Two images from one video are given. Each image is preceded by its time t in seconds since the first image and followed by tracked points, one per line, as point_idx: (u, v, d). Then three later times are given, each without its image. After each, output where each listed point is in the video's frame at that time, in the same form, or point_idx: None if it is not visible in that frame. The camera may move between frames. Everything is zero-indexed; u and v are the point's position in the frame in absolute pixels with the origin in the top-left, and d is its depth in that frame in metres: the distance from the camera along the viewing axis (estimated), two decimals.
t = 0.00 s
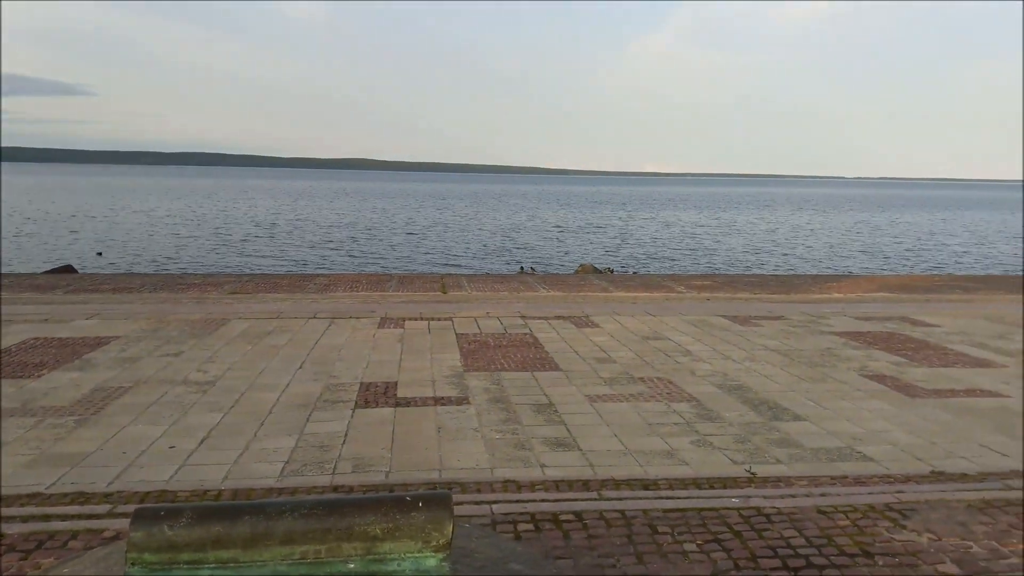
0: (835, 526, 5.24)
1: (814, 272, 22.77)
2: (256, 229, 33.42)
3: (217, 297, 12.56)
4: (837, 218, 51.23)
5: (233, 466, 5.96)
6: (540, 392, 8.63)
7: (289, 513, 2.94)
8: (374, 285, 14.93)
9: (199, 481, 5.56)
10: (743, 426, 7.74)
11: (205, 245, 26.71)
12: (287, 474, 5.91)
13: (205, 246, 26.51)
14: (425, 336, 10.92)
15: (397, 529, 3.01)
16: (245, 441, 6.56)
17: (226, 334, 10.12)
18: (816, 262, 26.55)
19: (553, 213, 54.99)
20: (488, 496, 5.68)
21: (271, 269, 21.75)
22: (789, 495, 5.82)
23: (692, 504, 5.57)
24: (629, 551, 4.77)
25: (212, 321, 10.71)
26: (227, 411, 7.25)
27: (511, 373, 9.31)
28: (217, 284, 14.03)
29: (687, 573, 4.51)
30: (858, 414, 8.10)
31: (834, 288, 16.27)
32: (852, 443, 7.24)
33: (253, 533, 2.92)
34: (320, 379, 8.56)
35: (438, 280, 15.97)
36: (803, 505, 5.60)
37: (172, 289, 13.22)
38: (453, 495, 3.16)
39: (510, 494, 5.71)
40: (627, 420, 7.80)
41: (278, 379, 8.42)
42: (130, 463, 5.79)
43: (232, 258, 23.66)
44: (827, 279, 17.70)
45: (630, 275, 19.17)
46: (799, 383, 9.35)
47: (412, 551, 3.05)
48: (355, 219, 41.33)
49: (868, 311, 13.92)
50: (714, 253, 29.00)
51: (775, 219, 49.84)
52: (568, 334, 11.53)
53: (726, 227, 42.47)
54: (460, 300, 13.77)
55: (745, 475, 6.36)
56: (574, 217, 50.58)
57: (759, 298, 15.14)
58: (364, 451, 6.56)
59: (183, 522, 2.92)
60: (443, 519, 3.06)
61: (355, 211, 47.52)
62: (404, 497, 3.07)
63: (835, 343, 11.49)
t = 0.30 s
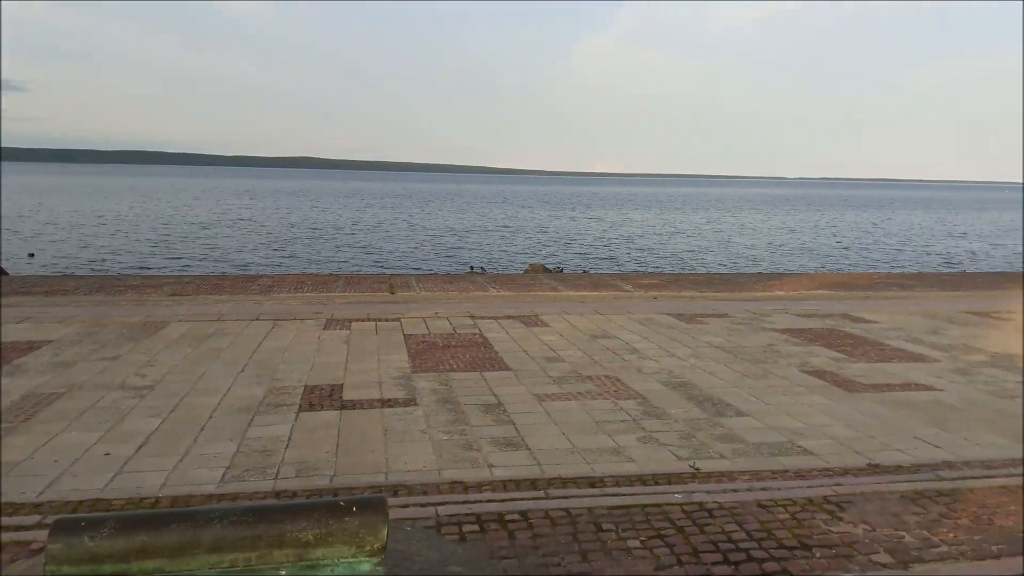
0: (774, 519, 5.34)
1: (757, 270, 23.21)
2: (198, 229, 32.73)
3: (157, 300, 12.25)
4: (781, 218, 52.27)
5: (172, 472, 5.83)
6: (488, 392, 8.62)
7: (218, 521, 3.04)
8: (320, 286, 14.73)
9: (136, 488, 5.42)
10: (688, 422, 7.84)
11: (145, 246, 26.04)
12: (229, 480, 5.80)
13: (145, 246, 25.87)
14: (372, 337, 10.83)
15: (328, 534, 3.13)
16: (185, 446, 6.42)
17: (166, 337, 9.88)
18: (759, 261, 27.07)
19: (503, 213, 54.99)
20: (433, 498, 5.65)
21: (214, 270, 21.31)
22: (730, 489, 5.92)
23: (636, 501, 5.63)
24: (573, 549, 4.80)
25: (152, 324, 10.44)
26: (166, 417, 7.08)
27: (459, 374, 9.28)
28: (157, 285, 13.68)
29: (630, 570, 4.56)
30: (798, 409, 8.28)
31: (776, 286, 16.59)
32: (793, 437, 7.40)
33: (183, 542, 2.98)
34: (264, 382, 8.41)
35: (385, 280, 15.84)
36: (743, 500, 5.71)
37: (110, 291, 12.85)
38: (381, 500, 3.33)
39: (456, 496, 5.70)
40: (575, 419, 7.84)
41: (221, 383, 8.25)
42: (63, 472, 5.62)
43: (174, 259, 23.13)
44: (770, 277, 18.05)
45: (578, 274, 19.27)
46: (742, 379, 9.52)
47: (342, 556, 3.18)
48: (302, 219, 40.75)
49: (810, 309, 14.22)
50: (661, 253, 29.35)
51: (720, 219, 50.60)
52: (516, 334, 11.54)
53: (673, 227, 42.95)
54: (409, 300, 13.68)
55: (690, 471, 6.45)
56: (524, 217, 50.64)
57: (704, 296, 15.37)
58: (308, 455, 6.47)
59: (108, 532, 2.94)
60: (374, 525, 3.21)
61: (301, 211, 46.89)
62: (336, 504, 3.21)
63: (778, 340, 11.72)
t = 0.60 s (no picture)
0: (710, 517, 5.42)
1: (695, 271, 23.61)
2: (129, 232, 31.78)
3: (84, 305, 11.83)
4: (718, 220, 53.28)
5: (99, 484, 5.63)
6: (429, 396, 8.57)
7: (134, 533, 2.87)
8: (256, 290, 14.44)
9: (60, 501, 5.22)
10: (627, 422, 7.91)
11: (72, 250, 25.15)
12: (159, 491, 5.63)
13: (72, 250, 25.00)
14: (310, 342, 10.66)
15: (255, 544, 3.06)
16: (113, 457, 6.21)
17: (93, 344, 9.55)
18: (698, 262, 27.59)
19: (443, 215, 54.79)
20: (372, 504, 5.58)
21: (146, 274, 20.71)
22: (668, 488, 5.99)
23: (575, 502, 5.66)
24: (512, 552, 4.80)
25: (76, 328, 10.05)
26: (93, 427, 6.84)
27: (399, 378, 9.20)
28: (85, 291, 13.22)
29: (568, 572, 4.57)
30: (735, 408, 8.44)
31: (713, 288, 16.91)
32: (729, 436, 7.53)
33: (95, 557, 2.79)
34: (197, 390, 8.20)
35: (324, 284, 15.61)
36: (680, 498, 5.78)
37: (32, 296, 12.36)
38: (307, 509, 3.31)
39: (395, 502, 5.63)
40: (516, 421, 7.84)
41: (151, 391, 8.01)
42: None
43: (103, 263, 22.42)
44: (708, 278, 18.37)
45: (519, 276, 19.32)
46: (680, 379, 9.67)
47: (270, 565, 3.12)
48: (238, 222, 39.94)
49: (745, 309, 14.53)
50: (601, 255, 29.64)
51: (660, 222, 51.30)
52: (457, 336, 11.50)
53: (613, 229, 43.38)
54: (348, 304, 13.50)
55: (629, 471, 6.51)
56: (465, 219, 50.59)
57: (644, 298, 15.54)
58: (244, 464, 6.33)
59: (14, 548, 2.72)
60: (302, 533, 3.19)
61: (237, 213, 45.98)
62: (262, 513, 3.14)
63: (714, 340, 11.94)
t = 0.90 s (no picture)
0: (651, 517, 5.47)
1: (639, 274, 23.91)
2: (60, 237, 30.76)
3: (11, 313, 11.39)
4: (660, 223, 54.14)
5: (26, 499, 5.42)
6: (373, 403, 8.48)
7: (52, 550, 2.77)
8: (195, 297, 14.11)
9: None
10: (573, 424, 7.95)
11: None
12: (90, 505, 5.45)
13: None
14: (250, 349, 10.46)
15: (181, 556, 3.07)
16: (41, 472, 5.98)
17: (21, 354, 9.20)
18: (642, 265, 27.97)
19: (388, 219, 54.50)
20: (313, 514, 5.49)
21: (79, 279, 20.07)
22: (611, 489, 6.03)
23: (519, 506, 5.65)
24: (455, 558, 4.77)
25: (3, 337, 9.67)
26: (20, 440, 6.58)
27: (342, 385, 9.09)
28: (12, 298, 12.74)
29: None
30: (677, 408, 8.55)
31: (657, 290, 17.14)
32: (672, 435, 7.63)
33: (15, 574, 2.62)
34: (131, 400, 7.96)
35: (265, 290, 15.34)
36: (622, 498, 5.83)
37: None
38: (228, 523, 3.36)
39: (337, 511, 5.56)
40: (461, 426, 7.81)
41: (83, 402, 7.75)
42: None
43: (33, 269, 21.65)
44: (652, 280, 18.60)
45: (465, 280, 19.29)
46: (625, 380, 9.76)
47: None
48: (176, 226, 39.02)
49: (688, 311, 14.75)
50: (547, 258, 29.80)
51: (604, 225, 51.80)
52: (401, 341, 11.41)
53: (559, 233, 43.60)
54: (290, 310, 13.29)
55: (574, 473, 6.53)
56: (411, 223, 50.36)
57: (589, 301, 15.66)
58: (180, 475, 6.17)
59: None
60: (227, 544, 3.26)
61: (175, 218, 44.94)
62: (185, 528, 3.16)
63: (658, 341, 12.09)
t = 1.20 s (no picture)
0: (587, 516, 5.51)
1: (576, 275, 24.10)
2: None
3: None
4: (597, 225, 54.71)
5: None
6: (306, 408, 8.34)
7: None
8: (120, 302, 13.65)
9: None
10: (511, 426, 7.95)
11: None
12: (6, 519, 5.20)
13: None
14: (179, 355, 10.16)
15: None
16: None
17: None
18: (580, 266, 28.19)
19: (323, 221, 53.77)
20: (243, 523, 5.36)
21: None
22: (547, 490, 6.05)
23: (455, 509, 5.62)
24: (390, 564, 4.72)
25: None
26: None
27: (275, 390, 8.91)
28: None
29: None
30: (614, 407, 8.63)
31: (594, 291, 17.29)
32: (609, 434, 7.70)
33: None
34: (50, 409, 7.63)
35: (195, 294, 14.93)
36: (557, 498, 5.85)
37: None
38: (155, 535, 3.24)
39: (269, 520, 5.44)
40: (398, 430, 7.73)
41: None
42: None
43: None
44: (589, 282, 18.77)
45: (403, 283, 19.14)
46: (563, 380, 9.80)
47: None
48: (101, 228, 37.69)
49: (625, 311, 14.93)
50: (485, 260, 29.82)
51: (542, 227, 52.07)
52: (336, 345, 11.25)
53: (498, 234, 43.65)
54: (221, 315, 12.97)
55: (511, 474, 6.53)
56: (347, 225, 49.76)
57: (527, 302, 15.70)
58: (104, 487, 5.95)
59: None
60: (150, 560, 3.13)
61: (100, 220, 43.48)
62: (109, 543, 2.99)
63: (595, 341, 12.19)
